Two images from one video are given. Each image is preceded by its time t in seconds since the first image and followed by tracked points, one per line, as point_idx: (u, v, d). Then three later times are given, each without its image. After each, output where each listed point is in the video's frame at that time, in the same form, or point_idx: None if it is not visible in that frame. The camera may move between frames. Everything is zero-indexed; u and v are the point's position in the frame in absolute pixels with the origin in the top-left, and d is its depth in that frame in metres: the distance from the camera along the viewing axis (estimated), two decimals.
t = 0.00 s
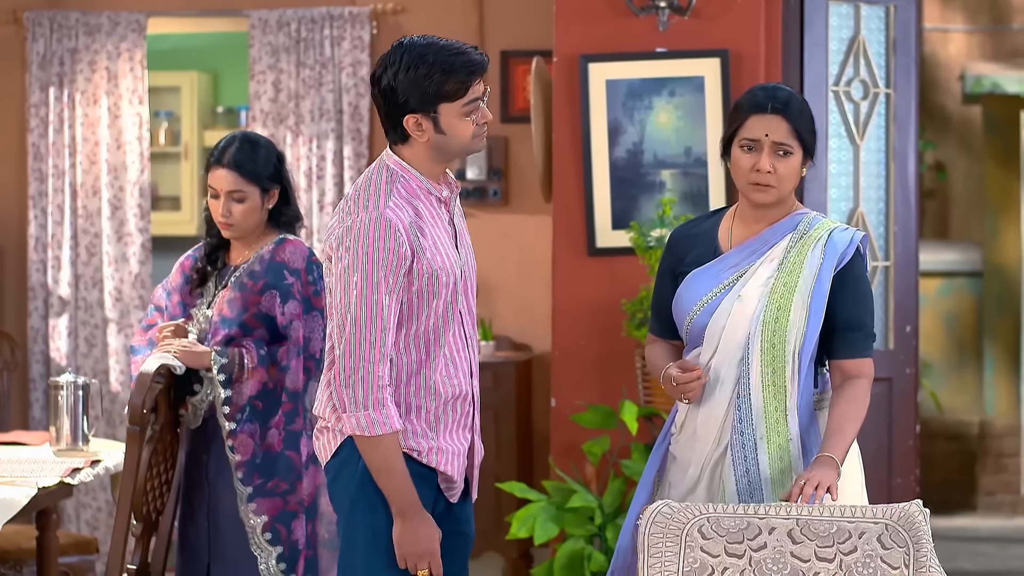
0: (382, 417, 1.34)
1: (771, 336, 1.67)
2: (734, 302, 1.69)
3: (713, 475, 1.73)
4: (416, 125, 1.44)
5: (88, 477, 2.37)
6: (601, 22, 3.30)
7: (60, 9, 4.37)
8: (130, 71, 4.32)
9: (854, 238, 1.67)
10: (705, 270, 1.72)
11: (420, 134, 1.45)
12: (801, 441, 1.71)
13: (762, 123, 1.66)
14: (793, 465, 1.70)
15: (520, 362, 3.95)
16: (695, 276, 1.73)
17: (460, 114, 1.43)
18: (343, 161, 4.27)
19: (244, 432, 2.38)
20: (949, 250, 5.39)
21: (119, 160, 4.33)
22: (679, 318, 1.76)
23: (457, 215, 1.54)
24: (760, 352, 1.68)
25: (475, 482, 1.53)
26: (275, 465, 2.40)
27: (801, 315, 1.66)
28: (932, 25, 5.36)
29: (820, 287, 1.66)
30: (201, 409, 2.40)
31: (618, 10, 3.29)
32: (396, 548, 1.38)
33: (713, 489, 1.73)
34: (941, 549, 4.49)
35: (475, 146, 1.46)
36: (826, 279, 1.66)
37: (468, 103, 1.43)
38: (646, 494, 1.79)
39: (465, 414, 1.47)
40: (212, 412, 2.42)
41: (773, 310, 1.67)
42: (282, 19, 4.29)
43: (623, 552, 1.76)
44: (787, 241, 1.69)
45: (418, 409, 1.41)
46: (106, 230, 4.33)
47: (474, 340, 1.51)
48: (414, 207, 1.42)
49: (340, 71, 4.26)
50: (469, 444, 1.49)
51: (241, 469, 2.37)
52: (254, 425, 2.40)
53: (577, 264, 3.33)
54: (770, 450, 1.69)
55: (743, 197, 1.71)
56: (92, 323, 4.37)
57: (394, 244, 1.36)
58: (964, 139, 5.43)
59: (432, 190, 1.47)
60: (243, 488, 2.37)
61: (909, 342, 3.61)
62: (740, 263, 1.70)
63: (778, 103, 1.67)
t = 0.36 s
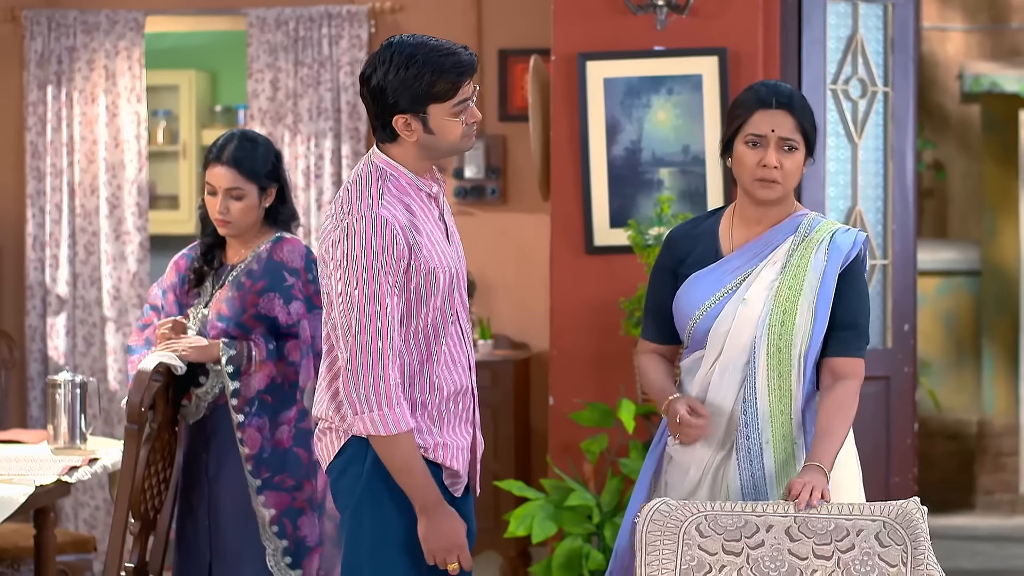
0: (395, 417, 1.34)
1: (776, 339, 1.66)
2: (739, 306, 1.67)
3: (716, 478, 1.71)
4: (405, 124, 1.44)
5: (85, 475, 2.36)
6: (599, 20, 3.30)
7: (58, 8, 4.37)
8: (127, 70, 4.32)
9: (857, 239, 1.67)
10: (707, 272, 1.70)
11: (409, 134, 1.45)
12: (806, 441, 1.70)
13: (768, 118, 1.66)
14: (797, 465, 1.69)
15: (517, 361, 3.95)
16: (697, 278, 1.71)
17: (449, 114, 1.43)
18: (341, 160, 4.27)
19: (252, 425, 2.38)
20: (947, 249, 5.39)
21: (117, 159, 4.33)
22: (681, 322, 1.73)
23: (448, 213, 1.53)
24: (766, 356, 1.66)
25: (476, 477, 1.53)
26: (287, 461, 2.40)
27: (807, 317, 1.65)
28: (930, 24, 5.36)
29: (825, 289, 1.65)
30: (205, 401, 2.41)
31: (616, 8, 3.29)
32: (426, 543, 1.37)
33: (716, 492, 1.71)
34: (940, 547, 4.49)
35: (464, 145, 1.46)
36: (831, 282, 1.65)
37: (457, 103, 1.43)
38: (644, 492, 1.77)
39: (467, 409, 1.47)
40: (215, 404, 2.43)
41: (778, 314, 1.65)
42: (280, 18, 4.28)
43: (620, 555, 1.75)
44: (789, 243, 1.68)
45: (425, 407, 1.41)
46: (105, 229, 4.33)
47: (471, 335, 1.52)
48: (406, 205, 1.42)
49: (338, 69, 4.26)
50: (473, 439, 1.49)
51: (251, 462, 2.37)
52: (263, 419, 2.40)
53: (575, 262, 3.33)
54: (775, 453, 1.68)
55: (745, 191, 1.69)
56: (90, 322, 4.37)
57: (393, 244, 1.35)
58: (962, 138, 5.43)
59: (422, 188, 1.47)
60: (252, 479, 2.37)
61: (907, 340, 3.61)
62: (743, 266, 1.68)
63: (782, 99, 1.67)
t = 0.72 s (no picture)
0: (397, 416, 1.34)
1: (787, 340, 1.65)
2: (747, 309, 1.66)
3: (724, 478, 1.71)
4: (397, 122, 1.44)
5: (87, 473, 2.37)
6: (600, 19, 3.29)
7: (60, 7, 4.37)
8: (129, 68, 4.32)
9: (862, 238, 1.68)
10: (711, 275, 1.68)
11: (401, 131, 1.45)
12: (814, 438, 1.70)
13: (770, 114, 1.66)
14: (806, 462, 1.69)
15: (518, 360, 3.95)
16: (700, 281, 1.69)
17: (441, 110, 1.43)
18: (342, 158, 4.27)
19: (248, 415, 2.39)
20: (949, 248, 5.40)
21: (118, 158, 4.33)
22: (687, 328, 1.71)
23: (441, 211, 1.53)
24: (776, 358, 1.66)
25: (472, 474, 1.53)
26: (281, 453, 2.40)
27: (816, 318, 1.65)
28: (932, 23, 5.35)
29: (833, 288, 1.66)
30: (203, 392, 2.40)
31: (617, 7, 3.29)
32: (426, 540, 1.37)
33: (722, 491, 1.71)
34: (941, 546, 4.49)
35: (457, 142, 1.46)
36: (839, 281, 1.66)
37: (449, 99, 1.43)
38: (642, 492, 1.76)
39: (463, 407, 1.48)
40: (213, 398, 2.43)
41: (788, 315, 1.65)
42: (281, 17, 4.28)
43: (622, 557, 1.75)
44: (793, 244, 1.67)
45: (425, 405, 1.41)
46: (106, 227, 4.33)
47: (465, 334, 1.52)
48: (403, 204, 1.42)
49: (339, 68, 4.26)
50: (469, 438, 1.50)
51: (247, 451, 2.38)
52: (260, 409, 2.41)
53: (576, 261, 3.33)
54: (784, 452, 1.68)
55: (748, 189, 1.68)
56: (91, 321, 4.37)
57: (393, 243, 1.35)
58: (964, 137, 5.42)
59: (419, 185, 1.47)
60: (249, 468, 2.37)
61: (909, 339, 3.61)
62: (748, 268, 1.67)
63: (782, 94, 1.67)
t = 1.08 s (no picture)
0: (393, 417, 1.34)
1: (797, 340, 1.66)
2: (757, 309, 1.66)
3: (733, 477, 1.71)
4: (396, 123, 1.44)
5: (83, 472, 2.37)
6: (598, 19, 3.30)
7: (57, 6, 4.37)
8: (127, 67, 4.32)
9: (868, 235, 1.67)
10: (716, 274, 1.68)
11: (400, 132, 1.45)
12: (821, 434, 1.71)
13: (766, 113, 1.66)
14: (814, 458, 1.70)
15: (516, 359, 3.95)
16: (704, 280, 1.68)
17: (440, 111, 1.43)
18: (340, 158, 4.28)
19: (236, 416, 2.38)
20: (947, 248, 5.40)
21: (116, 157, 4.33)
22: (690, 329, 1.70)
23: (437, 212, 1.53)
24: (787, 357, 1.66)
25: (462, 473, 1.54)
26: (267, 454, 2.40)
27: (825, 316, 1.66)
28: (930, 22, 5.34)
29: (841, 287, 1.66)
30: (195, 393, 2.40)
31: (615, 7, 3.29)
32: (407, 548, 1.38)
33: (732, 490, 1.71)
34: (939, 546, 4.49)
35: (456, 145, 1.47)
36: (846, 279, 1.66)
37: (448, 100, 1.43)
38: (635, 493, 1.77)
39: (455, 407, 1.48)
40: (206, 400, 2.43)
41: (798, 314, 1.65)
42: (279, 16, 4.28)
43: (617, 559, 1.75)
44: (798, 243, 1.67)
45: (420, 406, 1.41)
46: (103, 227, 4.34)
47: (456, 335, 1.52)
48: (404, 204, 1.42)
49: (337, 68, 4.26)
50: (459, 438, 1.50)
51: (235, 452, 2.38)
52: (247, 410, 2.41)
53: (574, 261, 3.33)
54: (794, 449, 1.68)
55: (746, 189, 1.68)
56: (89, 320, 4.37)
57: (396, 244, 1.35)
58: (962, 137, 5.43)
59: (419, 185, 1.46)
60: (236, 469, 2.37)
61: (906, 339, 3.61)
62: (755, 267, 1.67)
63: (776, 93, 1.67)
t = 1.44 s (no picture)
0: (421, 413, 1.34)
1: (801, 337, 1.66)
2: (760, 306, 1.66)
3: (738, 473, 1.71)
4: (405, 122, 1.44)
5: (76, 472, 2.36)
6: (591, 18, 3.30)
7: (51, 5, 4.36)
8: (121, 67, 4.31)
9: (867, 236, 1.68)
10: (717, 270, 1.67)
11: (409, 131, 1.45)
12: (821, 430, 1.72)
13: (759, 114, 1.66)
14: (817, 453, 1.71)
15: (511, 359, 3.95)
16: (703, 278, 1.67)
17: (449, 111, 1.43)
18: (334, 158, 4.28)
19: (228, 423, 2.38)
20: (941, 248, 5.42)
21: (110, 157, 4.33)
22: (689, 326, 1.70)
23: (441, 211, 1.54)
24: (791, 355, 1.66)
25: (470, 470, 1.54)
26: (256, 459, 2.41)
27: (827, 313, 1.66)
28: (925, 22, 5.34)
29: (842, 285, 1.67)
30: (185, 399, 2.40)
31: (609, 6, 3.29)
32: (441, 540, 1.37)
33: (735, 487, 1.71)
34: (932, 545, 4.50)
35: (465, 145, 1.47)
36: (848, 277, 1.67)
37: (456, 100, 1.43)
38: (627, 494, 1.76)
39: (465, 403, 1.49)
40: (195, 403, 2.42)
41: (801, 312, 1.65)
42: (273, 15, 4.27)
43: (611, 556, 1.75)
44: (799, 240, 1.67)
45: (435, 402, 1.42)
46: (97, 227, 4.33)
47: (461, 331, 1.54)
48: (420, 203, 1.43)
49: (331, 67, 4.25)
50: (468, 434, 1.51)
51: (223, 460, 2.37)
52: (240, 416, 2.41)
53: (568, 260, 3.33)
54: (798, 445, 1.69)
55: (742, 190, 1.68)
56: (82, 320, 4.36)
57: (420, 240, 1.35)
58: (956, 137, 5.45)
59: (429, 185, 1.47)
60: (223, 478, 2.37)
61: (900, 338, 3.61)
62: (756, 264, 1.67)
63: (769, 94, 1.67)
